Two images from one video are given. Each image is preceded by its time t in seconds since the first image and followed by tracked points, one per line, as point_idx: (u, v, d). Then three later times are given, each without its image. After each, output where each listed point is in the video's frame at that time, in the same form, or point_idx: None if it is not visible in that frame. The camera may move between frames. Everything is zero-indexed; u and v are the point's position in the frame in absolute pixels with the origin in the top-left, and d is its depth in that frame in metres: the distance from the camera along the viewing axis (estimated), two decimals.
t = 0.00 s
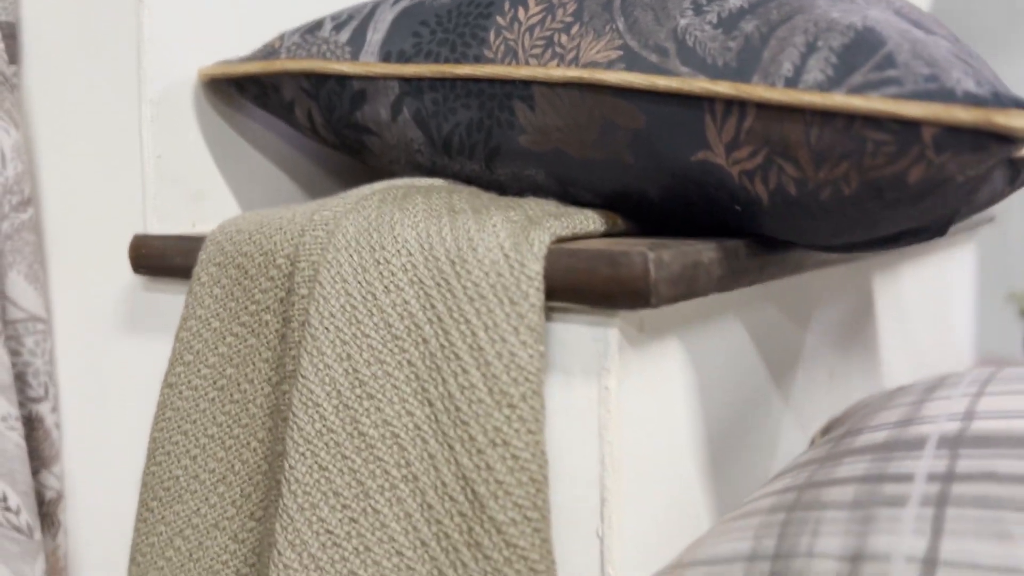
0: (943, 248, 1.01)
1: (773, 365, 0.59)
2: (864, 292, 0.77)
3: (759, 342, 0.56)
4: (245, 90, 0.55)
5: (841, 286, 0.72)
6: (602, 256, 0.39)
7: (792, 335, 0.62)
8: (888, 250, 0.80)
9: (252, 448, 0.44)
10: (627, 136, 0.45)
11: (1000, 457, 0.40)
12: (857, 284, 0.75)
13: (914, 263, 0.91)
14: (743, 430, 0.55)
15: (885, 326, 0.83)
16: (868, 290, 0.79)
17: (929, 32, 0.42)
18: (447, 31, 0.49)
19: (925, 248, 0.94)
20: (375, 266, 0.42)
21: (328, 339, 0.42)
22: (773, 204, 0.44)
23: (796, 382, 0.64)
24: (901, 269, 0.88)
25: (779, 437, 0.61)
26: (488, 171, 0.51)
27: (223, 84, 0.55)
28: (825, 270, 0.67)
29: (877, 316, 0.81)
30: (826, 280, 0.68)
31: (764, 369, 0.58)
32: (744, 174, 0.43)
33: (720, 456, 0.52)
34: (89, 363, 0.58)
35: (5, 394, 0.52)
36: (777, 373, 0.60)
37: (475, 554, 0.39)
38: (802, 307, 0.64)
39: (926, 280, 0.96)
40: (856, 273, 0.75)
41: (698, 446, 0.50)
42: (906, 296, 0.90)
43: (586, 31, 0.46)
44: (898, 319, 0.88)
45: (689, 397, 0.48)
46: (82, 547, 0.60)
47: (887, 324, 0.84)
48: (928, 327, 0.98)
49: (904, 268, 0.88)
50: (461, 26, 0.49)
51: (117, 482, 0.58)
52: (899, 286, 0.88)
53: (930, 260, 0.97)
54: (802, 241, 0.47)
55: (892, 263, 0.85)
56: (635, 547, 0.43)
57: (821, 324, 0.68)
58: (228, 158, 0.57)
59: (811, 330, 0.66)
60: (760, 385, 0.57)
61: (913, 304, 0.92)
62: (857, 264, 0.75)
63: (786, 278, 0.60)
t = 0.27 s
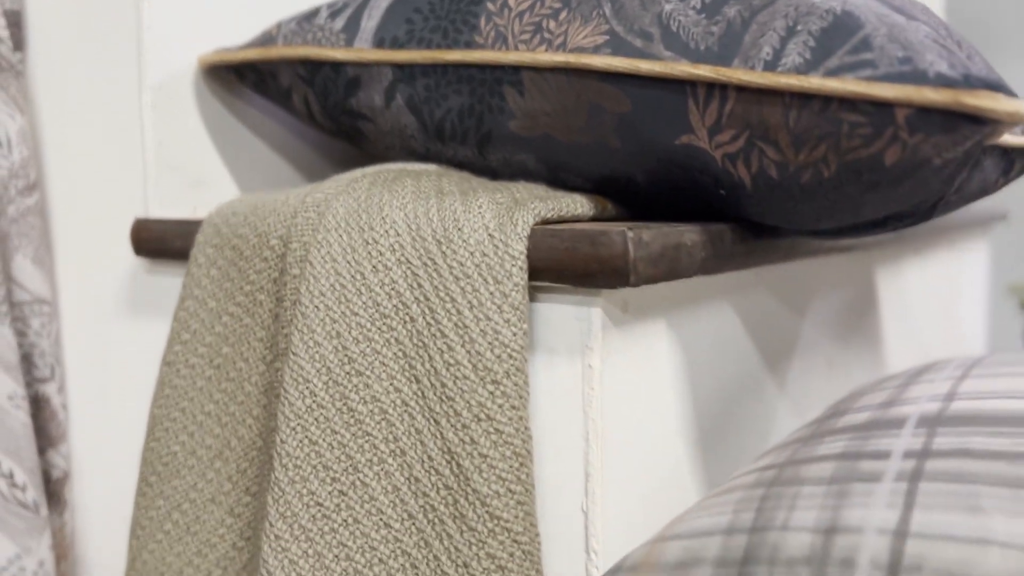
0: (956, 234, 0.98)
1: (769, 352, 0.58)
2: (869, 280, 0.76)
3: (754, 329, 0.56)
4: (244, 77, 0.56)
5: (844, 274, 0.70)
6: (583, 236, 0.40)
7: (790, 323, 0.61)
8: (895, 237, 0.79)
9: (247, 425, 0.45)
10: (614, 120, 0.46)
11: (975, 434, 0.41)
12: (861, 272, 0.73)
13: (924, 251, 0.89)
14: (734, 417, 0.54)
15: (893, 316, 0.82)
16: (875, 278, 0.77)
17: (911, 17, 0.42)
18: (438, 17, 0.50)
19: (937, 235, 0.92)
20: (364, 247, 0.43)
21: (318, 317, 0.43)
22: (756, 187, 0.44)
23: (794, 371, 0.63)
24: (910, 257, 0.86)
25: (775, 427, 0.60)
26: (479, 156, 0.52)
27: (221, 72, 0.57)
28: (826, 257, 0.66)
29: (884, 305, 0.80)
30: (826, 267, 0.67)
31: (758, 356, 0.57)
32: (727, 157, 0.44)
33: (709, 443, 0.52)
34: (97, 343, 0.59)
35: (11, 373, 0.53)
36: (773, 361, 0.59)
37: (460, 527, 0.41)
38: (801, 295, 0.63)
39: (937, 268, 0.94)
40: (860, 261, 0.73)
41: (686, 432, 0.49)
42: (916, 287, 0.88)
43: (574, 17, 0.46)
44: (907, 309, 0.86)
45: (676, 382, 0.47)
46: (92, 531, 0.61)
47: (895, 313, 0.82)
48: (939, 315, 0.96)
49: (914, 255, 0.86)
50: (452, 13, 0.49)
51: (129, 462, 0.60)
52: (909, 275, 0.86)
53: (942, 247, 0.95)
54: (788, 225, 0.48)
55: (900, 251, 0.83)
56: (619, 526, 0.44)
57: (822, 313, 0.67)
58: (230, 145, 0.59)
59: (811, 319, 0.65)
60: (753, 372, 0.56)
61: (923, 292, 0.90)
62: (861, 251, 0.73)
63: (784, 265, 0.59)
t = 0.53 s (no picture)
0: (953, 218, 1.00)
1: (757, 332, 0.60)
2: (859, 262, 0.78)
3: (741, 310, 0.57)
4: (245, 65, 0.58)
5: (833, 256, 0.72)
6: (568, 219, 0.41)
7: (779, 303, 0.63)
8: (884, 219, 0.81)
9: (245, 403, 0.47)
10: (602, 107, 0.47)
11: (951, 413, 0.42)
12: (850, 254, 0.75)
13: (919, 236, 0.91)
14: (724, 395, 0.56)
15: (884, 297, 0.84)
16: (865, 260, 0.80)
17: (892, 6, 0.43)
18: (433, 7, 0.51)
19: (931, 219, 0.94)
20: (357, 230, 0.44)
21: (312, 299, 0.44)
22: (739, 172, 0.45)
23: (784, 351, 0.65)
24: (904, 241, 0.88)
25: (765, 403, 0.62)
26: (472, 142, 0.53)
27: (221, 60, 0.59)
28: (815, 240, 0.68)
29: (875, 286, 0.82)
30: (816, 249, 0.69)
31: (746, 336, 0.59)
32: (711, 142, 0.45)
33: (700, 421, 0.53)
34: (105, 326, 0.61)
35: (20, 353, 0.55)
36: (762, 340, 0.61)
37: (449, 501, 0.42)
38: (790, 277, 0.65)
39: (933, 251, 0.96)
40: (850, 243, 0.75)
41: (674, 410, 0.51)
42: (911, 272, 0.90)
43: (564, 6, 0.47)
44: (901, 293, 0.89)
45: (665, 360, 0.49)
46: (96, 512, 0.63)
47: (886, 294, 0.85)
48: (937, 296, 0.99)
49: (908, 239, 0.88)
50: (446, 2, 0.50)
51: (133, 456, 0.62)
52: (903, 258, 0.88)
53: (938, 231, 0.97)
54: (773, 209, 0.49)
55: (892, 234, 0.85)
56: (601, 505, 0.45)
57: (811, 294, 0.69)
58: (229, 133, 0.61)
59: (801, 301, 0.67)
60: (741, 352, 0.58)
61: (918, 274, 0.92)
62: (850, 233, 0.75)
63: (772, 247, 0.61)
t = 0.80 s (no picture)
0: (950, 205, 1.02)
1: (745, 315, 0.63)
2: (850, 248, 0.80)
3: (728, 294, 0.60)
4: (248, 57, 0.60)
5: (822, 242, 0.75)
6: (555, 205, 0.42)
7: (766, 288, 0.66)
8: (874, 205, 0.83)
9: (246, 383, 0.48)
10: (592, 96, 0.48)
11: (927, 393, 0.43)
12: (840, 239, 0.77)
13: (914, 224, 0.93)
14: (712, 375, 0.59)
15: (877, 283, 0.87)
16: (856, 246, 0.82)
17: None
18: None
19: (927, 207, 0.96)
20: (352, 216, 0.46)
21: (310, 282, 0.45)
22: (724, 159, 0.47)
23: (772, 334, 0.67)
24: (899, 228, 0.90)
25: (754, 383, 0.65)
26: (468, 131, 0.54)
27: (225, 51, 0.60)
28: (801, 226, 0.70)
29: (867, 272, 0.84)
30: (803, 235, 0.71)
31: (734, 320, 0.61)
32: (696, 130, 0.46)
33: (689, 400, 0.56)
34: (114, 310, 0.63)
35: (31, 336, 0.57)
36: (750, 323, 0.63)
37: (439, 477, 0.43)
38: (777, 262, 0.67)
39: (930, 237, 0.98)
40: (839, 229, 0.77)
41: (660, 387, 0.53)
42: (907, 259, 0.93)
43: None
44: (896, 279, 0.91)
45: (653, 341, 0.51)
46: (105, 491, 0.65)
47: (880, 280, 0.87)
48: (933, 282, 1.01)
49: (903, 226, 0.91)
50: None
51: (137, 442, 0.64)
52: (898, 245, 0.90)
53: (935, 218, 0.99)
54: (758, 195, 0.50)
55: (886, 221, 0.87)
56: (587, 483, 0.46)
57: (799, 278, 0.71)
58: (235, 125, 0.63)
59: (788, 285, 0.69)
60: (729, 334, 0.61)
61: (912, 258, 0.94)
62: (840, 220, 0.77)
63: (758, 233, 0.64)
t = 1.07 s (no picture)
0: (944, 197, 1.04)
1: (733, 301, 0.65)
2: (839, 238, 0.82)
3: (717, 280, 0.62)
4: (252, 50, 0.61)
5: (809, 232, 0.77)
6: (543, 191, 0.44)
7: (755, 275, 0.68)
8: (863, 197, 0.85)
9: (247, 363, 0.50)
10: (580, 87, 0.50)
11: (902, 372, 0.44)
12: (828, 229, 0.79)
13: (906, 215, 0.95)
14: (699, 359, 0.60)
15: (871, 272, 0.89)
16: (845, 237, 0.84)
17: None
18: None
19: (921, 199, 0.98)
20: (350, 203, 0.47)
21: (309, 265, 0.47)
22: (707, 147, 0.48)
23: (761, 320, 0.69)
24: (891, 219, 0.92)
25: (742, 367, 0.67)
26: (463, 121, 0.56)
27: (230, 44, 0.62)
28: (787, 216, 0.72)
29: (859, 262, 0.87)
30: (791, 224, 0.73)
31: (722, 306, 0.63)
32: (680, 119, 0.47)
33: (677, 382, 0.58)
34: (123, 295, 0.65)
35: (43, 319, 0.59)
36: (739, 310, 0.65)
37: (431, 453, 0.45)
38: (763, 250, 0.69)
39: (924, 229, 1.00)
40: (828, 220, 0.79)
41: (646, 369, 0.54)
42: (899, 249, 0.95)
43: None
44: (890, 269, 0.93)
45: (641, 324, 0.53)
46: (114, 469, 0.67)
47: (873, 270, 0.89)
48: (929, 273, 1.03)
49: (895, 217, 0.93)
50: None
51: (143, 418, 0.66)
52: (891, 236, 0.93)
53: (928, 209, 1.01)
54: (742, 182, 0.52)
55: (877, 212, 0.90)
56: (575, 459, 0.48)
57: (787, 267, 0.73)
58: (241, 116, 0.65)
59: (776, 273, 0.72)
60: (718, 319, 0.63)
61: (904, 249, 0.96)
62: (829, 211, 0.79)
63: (744, 222, 0.66)
